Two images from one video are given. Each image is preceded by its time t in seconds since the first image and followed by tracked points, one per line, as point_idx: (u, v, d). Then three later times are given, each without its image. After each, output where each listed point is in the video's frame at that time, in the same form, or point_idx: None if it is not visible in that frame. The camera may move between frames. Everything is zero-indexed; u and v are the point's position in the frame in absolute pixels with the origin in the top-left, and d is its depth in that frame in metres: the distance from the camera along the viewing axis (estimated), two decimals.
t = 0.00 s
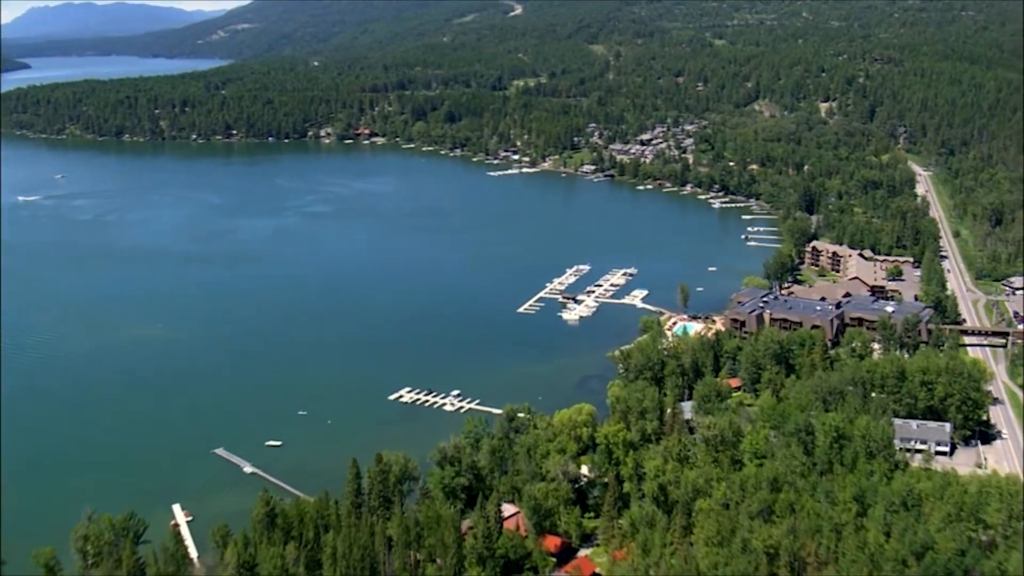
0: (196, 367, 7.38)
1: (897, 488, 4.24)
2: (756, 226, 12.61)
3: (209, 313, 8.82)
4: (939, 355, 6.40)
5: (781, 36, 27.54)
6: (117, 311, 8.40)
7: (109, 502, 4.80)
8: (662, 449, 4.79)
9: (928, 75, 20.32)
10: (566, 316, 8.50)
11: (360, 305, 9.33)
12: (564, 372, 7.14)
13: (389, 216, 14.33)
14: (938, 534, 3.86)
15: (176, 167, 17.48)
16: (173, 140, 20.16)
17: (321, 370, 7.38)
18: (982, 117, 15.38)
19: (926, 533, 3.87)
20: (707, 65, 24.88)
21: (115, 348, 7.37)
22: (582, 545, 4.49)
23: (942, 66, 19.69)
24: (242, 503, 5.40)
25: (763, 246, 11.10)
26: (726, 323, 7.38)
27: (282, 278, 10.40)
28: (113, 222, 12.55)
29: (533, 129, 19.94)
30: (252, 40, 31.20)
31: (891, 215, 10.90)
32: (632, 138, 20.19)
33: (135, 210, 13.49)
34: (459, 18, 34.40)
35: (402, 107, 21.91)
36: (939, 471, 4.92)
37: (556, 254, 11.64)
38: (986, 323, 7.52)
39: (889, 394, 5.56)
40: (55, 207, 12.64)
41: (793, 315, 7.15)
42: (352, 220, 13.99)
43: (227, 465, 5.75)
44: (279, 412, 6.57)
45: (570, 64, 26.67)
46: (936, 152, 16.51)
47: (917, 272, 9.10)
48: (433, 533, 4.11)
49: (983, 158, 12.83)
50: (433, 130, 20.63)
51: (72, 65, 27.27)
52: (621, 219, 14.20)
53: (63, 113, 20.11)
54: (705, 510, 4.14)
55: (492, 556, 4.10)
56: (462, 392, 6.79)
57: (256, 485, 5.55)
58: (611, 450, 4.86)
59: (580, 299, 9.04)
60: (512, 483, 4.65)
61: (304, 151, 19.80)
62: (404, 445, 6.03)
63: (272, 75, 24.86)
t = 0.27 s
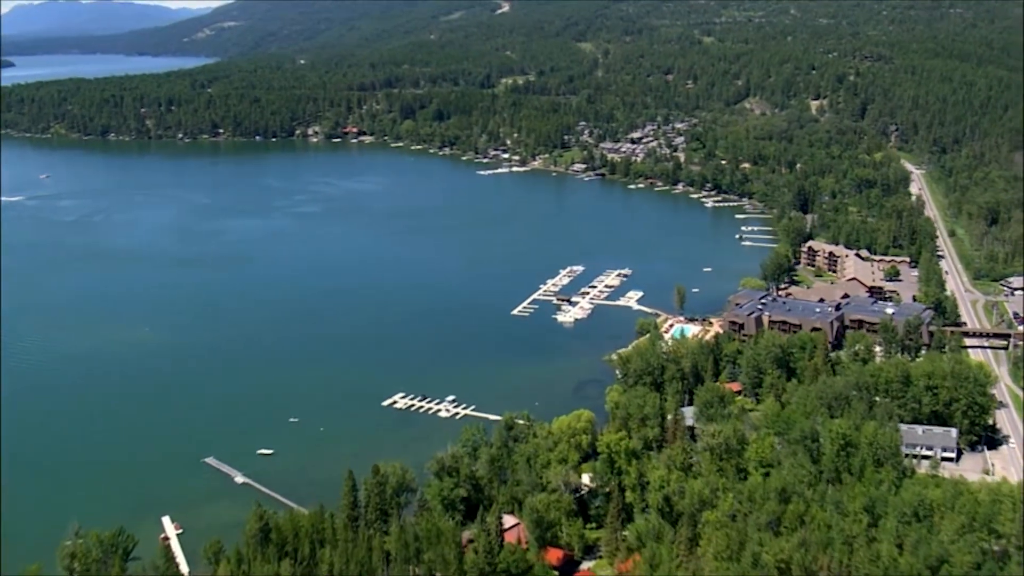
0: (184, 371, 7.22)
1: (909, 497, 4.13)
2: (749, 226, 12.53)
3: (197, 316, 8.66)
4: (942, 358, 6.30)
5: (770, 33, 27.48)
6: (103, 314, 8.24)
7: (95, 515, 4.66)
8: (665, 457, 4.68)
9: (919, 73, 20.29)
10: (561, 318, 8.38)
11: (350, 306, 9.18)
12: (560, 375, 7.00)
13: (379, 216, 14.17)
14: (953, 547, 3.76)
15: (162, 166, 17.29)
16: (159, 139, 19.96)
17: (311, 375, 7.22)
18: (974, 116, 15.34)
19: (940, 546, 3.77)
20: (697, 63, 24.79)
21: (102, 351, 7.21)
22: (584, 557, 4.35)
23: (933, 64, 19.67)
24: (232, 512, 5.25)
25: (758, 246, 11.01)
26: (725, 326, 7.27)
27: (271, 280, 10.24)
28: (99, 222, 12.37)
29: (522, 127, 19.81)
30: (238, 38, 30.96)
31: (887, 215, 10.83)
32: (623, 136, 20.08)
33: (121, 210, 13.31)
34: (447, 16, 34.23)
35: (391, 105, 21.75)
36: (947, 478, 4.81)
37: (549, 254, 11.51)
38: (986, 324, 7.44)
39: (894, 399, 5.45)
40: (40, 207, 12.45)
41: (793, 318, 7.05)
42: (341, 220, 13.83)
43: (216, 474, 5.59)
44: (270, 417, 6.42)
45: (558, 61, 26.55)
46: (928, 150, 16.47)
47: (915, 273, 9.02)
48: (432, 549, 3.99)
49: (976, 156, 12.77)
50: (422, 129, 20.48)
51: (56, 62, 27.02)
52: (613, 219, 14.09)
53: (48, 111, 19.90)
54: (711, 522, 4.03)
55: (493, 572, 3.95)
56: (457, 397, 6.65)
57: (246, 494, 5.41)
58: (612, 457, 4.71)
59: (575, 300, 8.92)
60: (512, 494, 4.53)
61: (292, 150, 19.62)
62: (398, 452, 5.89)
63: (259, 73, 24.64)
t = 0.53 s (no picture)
0: (173, 377, 7.07)
1: (920, 507, 4.04)
2: (742, 225, 12.45)
3: (186, 319, 8.51)
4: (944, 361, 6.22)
5: (758, 30, 27.43)
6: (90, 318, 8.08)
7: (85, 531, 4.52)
8: (669, 467, 4.56)
9: (908, 71, 20.27)
10: (556, 320, 8.27)
11: (341, 310, 9.03)
12: (557, 379, 6.88)
13: (368, 216, 14.02)
14: (969, 559, 3.67)
15: (148, 166, 17.08)
16: (144, 139, 19.75)
17: (303, 382, 7.08)
18: (966, 113, 15.30)
19: (957, 559, 3.68)
20: (685, 61, 24.70)
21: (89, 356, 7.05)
22: (588, 570, 4.24)
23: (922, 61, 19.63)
24: (225, 526, 5.12)
25: (752, 246, 10.92)
26: (723, 329, 7.18)
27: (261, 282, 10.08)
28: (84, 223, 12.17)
29: (511, 126, 19.68)
30: (223, 36, 30.68)
31: (881, 214, 10.76)
32: (613, 135, 19.98)
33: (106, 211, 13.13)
34: (433, 13, 34.04)
35: (378, 104, 21.57)
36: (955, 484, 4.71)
37: (541, 255, 11.39)
38: (986, 325, 7.38)
39: (899, 403, 5.35)
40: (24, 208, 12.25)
41: (792, 320, 6.96)
42: (329, 221, 13.67)
43: (207, 485, 5.45)
44: (261, 425, 6.28)
45: (546, 59, 26.42)
46: (919, 147, 16.43)
47: (912, 272, 8.95)
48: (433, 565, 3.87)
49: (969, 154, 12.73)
50: (410, 128, 20.33)
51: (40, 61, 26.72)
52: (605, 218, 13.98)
53: (32, 111, 19.65)
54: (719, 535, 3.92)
55: None
56: (452, 403, 6.52)
57: (238, 507, 5.27)
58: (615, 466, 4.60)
59: (569, 302, 8.81)
60: (512, 505, 4.42)
61: (279, 149, 19.43)
62: (393, 462, 5.76)
63: (244, 72, 24.41)
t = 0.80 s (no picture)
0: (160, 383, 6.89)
1: (936, 518, 3.93)
2: (735, 224, 12.34)
3: (172, 323, 8.33)
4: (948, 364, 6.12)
5: (744, 27, 27.36)
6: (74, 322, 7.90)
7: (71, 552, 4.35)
8: (675, 477, 4.44)
9: (897, 68, 20.22)
10: (550, 322, 8.14)
11: (330, 312, 8.86)
12: (553, 382, 6.73)
13: (355, 216, 13.84)
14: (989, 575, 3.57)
15: (132, 165, 16.86)
16: (127, 137, 19.51)
17: (293, 387, 6.92)
18: (956, 110, 15.26)
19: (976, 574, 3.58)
20: (672, 57, 24.60)
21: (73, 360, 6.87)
22: None
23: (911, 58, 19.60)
24: (215, 541, 4.96)
25: (745, 245, 10.84)
26: (721, 331, 7.07)
27: (248, 285, 9.92)
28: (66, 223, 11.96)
29: (499, 123, 19.53)
30: (205, 34, 30.37)
31: (875, 212, 10.68)
32: (601, 132, 19.86)
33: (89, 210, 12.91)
34: (417, 10, 33.81)
35: (363, 102, 21.37)
36: (968, 493, 4.60)
37: (532, 255, 11.24)
38: (986, 326, 7.29)
39: (905, 409, 5.23)
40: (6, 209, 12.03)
41: (792, 322, 6.85)
42: (316, 221, 13.48)
43: (197, 497, 5.30)
44: (252, 432, 6.12)
45: (532, 56, 26.26)
46: (909, 144, 16.38)
47: (909, 272, 8.87)
48: None
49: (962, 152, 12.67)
50: (397, 126, 20.14)
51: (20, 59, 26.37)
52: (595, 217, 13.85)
53: (12, 109, 19.38)
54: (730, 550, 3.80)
55: None
56: (446, 407, 6.36)
57: (228, 521, 5.12)
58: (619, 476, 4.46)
59: (563, 304, 8.68)
60: (514, 518, 4.29)
61: (264, 148, 19.21)
62: (387, 472, 5.60)
63: (228, 70, 24.16)
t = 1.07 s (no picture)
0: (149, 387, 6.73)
1: (951, 530, 3.84)
2: (728, 223, 12.26)
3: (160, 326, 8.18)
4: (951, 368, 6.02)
5: (733, 23, 27.29)
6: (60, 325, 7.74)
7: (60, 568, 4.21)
8: (681, 488, 4.33)
9: (887, 65, 20.20)
10: (546, 324, 8.02)
11: (321, 315, 8.72)
12: (551, 386, 6.61)
13: (344, 216, 13.69)
14: None
15: (117, 164, 16.67)
16: (113, 136, 19.31)
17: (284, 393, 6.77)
18: (948, 108, 15.23)
19: None
20: (661, 54, 24.51)
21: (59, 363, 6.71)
22: None
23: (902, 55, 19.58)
24: (207, 554, 4.83)
25: (740, 244, 10.76)
26: (720, 333, 6.98)
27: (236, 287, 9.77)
28: (51, 223, 11.79)
29: (488, 121, 19.40)
30: (190, 31, 30.13)
31: (871, 211, 10.61)
32: (591, 130, 19.75)
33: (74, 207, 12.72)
34: (403, 7, 33.61)
35: (351, 99, 21.19)
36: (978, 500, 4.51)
37: (524, 256, 11.12)
38: (987, 327, 7.22)
39: (912, 414, 5.12)
40: None
41: (792, 324, 6.76)
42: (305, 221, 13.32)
43: (188, 508, 5.16)
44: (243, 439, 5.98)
45: (520, 53, 26.13)
46: (901, 141, 16.34)
47: (906, 271, 8.80)
48: None
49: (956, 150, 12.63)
50: (385, 124, 19.99)
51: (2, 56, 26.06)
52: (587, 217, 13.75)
53: None
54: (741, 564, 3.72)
55: None
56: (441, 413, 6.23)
57: (221, 533, 4.98)
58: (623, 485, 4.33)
59: (558, 305, 8.57)
60: (516, 530, 4.20)
61: (251, 146, 19.03)
62: (383, 480, 5.47)
63: (214, 67, 23.94)
